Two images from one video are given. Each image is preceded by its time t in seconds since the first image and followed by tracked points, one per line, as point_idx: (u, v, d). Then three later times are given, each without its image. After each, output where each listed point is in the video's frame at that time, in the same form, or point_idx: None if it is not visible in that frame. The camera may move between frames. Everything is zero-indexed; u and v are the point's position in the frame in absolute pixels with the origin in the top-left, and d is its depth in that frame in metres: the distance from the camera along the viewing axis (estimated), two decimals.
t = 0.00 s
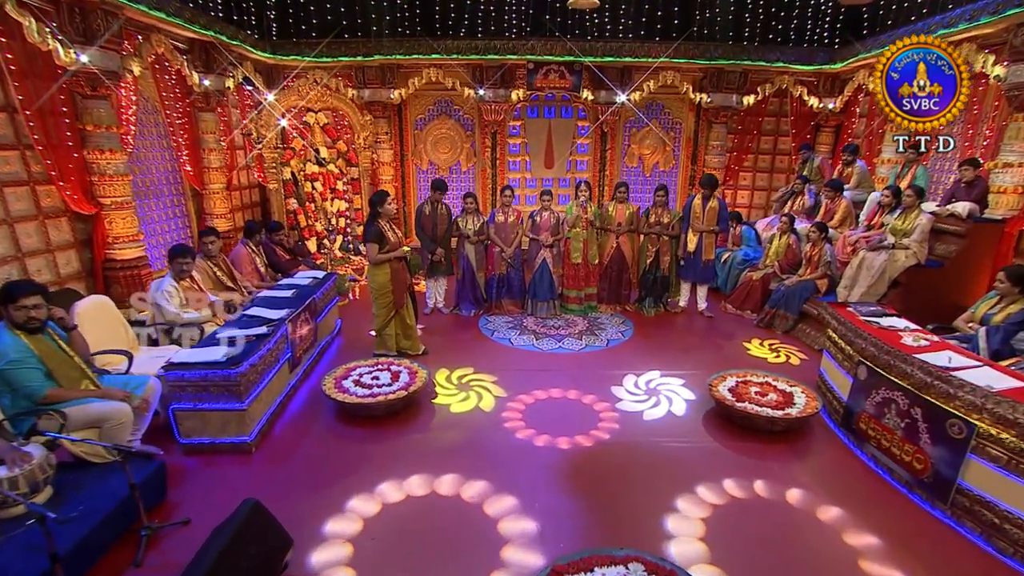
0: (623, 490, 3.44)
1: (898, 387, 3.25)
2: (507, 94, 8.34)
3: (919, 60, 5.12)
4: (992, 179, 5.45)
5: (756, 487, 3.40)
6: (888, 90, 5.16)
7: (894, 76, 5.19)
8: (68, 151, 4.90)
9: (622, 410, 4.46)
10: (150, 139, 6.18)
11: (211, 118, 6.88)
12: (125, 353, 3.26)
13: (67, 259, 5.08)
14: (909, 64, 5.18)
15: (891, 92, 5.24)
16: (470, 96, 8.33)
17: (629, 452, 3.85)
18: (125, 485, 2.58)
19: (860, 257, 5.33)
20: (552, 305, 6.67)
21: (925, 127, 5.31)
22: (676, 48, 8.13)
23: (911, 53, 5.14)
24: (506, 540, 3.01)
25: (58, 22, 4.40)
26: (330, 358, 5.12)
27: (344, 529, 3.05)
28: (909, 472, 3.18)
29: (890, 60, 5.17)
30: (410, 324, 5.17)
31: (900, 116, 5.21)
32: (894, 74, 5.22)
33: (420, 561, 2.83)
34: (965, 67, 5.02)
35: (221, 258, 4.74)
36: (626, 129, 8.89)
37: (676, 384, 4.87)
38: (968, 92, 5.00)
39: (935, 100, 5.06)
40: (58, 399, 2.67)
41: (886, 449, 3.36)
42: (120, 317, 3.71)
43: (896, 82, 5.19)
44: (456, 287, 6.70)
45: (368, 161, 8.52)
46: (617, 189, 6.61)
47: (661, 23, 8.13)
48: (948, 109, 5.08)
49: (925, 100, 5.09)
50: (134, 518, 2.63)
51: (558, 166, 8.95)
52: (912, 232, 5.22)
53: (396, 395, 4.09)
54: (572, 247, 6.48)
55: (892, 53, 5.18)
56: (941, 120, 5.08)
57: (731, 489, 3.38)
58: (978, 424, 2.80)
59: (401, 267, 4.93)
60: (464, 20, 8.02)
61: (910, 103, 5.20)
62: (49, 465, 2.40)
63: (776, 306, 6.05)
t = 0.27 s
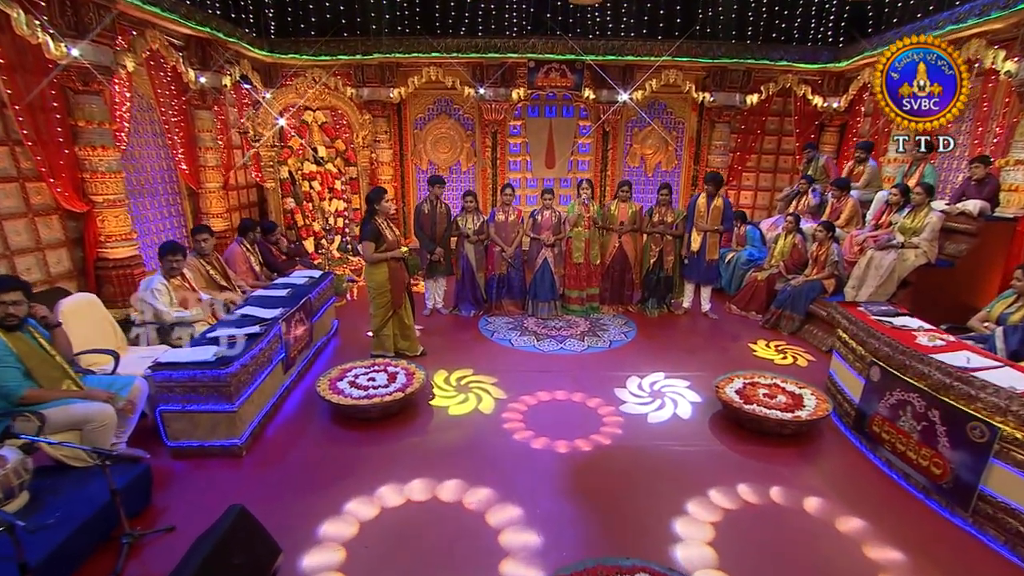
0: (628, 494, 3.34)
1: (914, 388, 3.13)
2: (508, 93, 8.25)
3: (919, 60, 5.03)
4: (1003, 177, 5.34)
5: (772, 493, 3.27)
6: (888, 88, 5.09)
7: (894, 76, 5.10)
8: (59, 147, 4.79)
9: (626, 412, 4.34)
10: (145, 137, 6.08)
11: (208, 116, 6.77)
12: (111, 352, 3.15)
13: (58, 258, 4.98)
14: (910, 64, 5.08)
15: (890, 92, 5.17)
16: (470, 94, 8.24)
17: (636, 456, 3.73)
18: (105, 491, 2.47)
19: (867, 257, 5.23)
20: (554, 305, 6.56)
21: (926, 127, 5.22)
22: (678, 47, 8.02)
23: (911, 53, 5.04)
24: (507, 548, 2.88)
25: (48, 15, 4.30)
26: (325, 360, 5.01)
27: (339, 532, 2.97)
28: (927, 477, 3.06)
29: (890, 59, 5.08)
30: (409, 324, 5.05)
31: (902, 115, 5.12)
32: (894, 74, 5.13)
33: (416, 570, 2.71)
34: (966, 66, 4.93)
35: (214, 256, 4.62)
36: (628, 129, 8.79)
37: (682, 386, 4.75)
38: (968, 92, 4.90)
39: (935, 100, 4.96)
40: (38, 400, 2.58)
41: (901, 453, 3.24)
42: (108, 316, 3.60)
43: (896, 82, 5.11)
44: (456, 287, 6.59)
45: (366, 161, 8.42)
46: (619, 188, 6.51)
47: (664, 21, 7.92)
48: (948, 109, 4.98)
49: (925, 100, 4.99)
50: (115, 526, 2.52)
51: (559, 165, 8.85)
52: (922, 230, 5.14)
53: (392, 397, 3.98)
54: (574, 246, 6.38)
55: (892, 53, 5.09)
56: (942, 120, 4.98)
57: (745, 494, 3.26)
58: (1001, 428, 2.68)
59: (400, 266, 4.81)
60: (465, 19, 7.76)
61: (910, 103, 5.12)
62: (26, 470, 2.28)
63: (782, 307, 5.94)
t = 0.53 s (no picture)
0: (636, 499, 3.23)
1: (933, 390, 3.03)
2: (509, 93, 8.14)
3: (918, 60, 5.18)
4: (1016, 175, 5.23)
5: (790, 500, 3.14)
6: (889, 88, 5.28)
7: (894, 76, 5.28)
8: (50, 143, 4.69)
9: (631, 415, 4.22)
10: (140, 135, 5.99)
11: (205, 114, 6.66)
12: (96, 352, 3.03)
13: (48, 257, 4.87)
14: (909, 64, 5.24)
15: (891, 91, 5.33)
16: (471, 93, 8.14)
17: (645, 462, 3.60)
18: (82, 499, 2.36)
19: (877, 256, 5.17)
20: (555, 306, 6.44)
21: (927, 126, 5.36)
22: (681, 45, 7.80)
23: (911, 53, 5.21)
24: (510, 559, 2.76)
25: (40, 8, 4.21)
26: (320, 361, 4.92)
27: (334, 536, 2.89)
28: (947, 484, 2.94)
29: (889, 59, 5.25)
30: (406, 324, 4.94)
31: (903, 114, 5.28)
32: (894, 74, 5.31)
33: None
34: (966, 67, 5.06)
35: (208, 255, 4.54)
36: (630, 129, 8.68)
37: (687, 389, 4.62)
38: (968, 91, 5.04)
39: (935, 99, 5.10)
40: (15, 400, 2.47)
41: (919, 459, 3.13)
42: (94, 314, 3.47)
43: (896, 82, 5.27)
44: (455, 288, 6.48)
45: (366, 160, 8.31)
46: (622, 187, 6.40)
47: (667, 20, 7.98)
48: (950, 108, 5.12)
49: (924, 100, 5.14)
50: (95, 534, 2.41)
51: (560, 166, 8.74)
52: (933, 229, 5.04)
53: (388, 400, 3.89)
54: (576, 246, 6.29)
55: (891, 52, 5.27)
56: (942, 120, 5.13)
57: (761, 500, 3.14)
58: None
59: (397, 266, 4.70)
60: (465, 17, 7.85)
61: (910, 103, 5.26)
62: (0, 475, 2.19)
63: (788, 308, 5.83)
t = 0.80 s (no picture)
0: (641, 503, 3.14)
1: (950, 392, 2.94)
2: (509, 93, 8.05)
3: (919, 60, 5.14)
4: None
5: (807, 507, 3.02)
6: (889, 89, 5.23)
7: (894, 76, 5.23)
8: (41, 140, 4.61)
9: (636, 418, 4.13)
10: (135, 134, 5.90)
11: (201, 113, 6.55)
12: (81, 352, 2.94)
13: (39, 256, 4.79)
14: (909, 64, 5.20)
15: (891, 92, 5.29)
16: (471, 93, 8.05)
17: (654, 467, 3.49)
18: (60, 505, 2.27)
19: (885, 256, 5.13)
20: (556, 308, 6.35)
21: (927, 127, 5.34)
22: (683, 44, 7.73)
23: (911, 53, 5.16)
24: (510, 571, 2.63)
25: (31, 2, 4.11)
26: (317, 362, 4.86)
27: (329, 540, 2.80)
28: (966, 490, 2.84)
29: (889, 60, 5.21)
30: (404, 325, 4.88)
31: (903, 115, 5.22)
32: (894, 74, 5.26)
33: None
34: (966, 67, 5.03)
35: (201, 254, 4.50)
36: (632, 129, 8.60)
37: (692, 391, 4.52)
38: (968, 92, 5.03)
39: (935, 99, 5.09)
40: None
41: (935, 464, 3.03)
42: (78, 312, 3.34)
43: (896, 82, 5.23)
44: (455, 289, 6.38)
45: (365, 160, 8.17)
46: (624, 186, 6.32)
47: (669, 20, 7.89)
48: (949, 109, 5.11)
49: (925, 100, 5.12)
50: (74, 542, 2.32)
51: (561, 166, 8.66)
52: (942, 228, 4.95)
53: (384, 402, 3.84)
54: (577, 246, 6.23)
55: (892, 53, 5.24)
56: (942, 120, 5.14)
57: (776, 507, 3.03)
58: None
59: (395, 265, 4.66)
60: (466, 17, 7.76)
61: (911, 103, 5.24)
62: None
63: (794, 309, 5.76)
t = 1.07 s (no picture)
0: (646, 508, 3.03)
1: (972, 395, 2.82)
2: (510, 92, 7.95)
3: (919, 60, 5.16)
4: None
5: (829, 516, 2.88)
6: (889, 89, 5.22)
7: (894, 76, 5.24)
8: (29, 136, 4.50)
9: (641, 420, 4.02)
10: (129, 131, 5.79)
11: (197, 111, 6.42)
12: (62, 352, 2.82)
13: (28, 255, 4.68)
14: (910, 64, 5.21)
15: (891, 92, 5.28)
16: (471, 92, 7.94)
17: (662, 471, 3.37)
18: (32, 513, 2.18)
19: (896, 255, 5.13)
20: (557, 308, 6.26)
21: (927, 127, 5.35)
22: (687, 42, 7.58)
23: (911, 53, 5.18)
24: None
25: None
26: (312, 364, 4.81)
27: (323, 545, 2.70)
28: (989, 497, 2.72)
29: (889, 59, 5.19)
30: (401, 325, 4.85)
31: (902, 115, 5.24)
32: (894, 74, 5.27)
33: None
34: (966, 66, 5.03)
35: (192, 252, 4.42)
36: (634, 129, 8.49)
37: (698, 395, 4.41)
38: (969, 91, 5.03)
39: (935, 99, 5.09)
40: None
41: (956, 469, 2.92)
42: (64, 312, 3.30)
43: (896, 82, 5.24)
44: (454, 289, 6.26)
45: (364, 159, 7.96)
46: (626, 185, 6.22)
47: (671, 18, 7.84)
48: (949, 109, 5.12)
49: (924, 99, 5.12)
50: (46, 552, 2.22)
51: (563, 166, 8.54)
52: (954, 227, 4.82)
53: (379, 404, 3.78)
54: (579, 245, 6.14)
55: (893, 53, 5.20)
56: (944, 120, 5.13)
57: (795, 514, 2.90)
58: None
59: (392, 265, 4.63)
60: (466, 15, 7.73)
61: (911, 103, 5.24)
62: None
63: (801, 310, 5.69)
